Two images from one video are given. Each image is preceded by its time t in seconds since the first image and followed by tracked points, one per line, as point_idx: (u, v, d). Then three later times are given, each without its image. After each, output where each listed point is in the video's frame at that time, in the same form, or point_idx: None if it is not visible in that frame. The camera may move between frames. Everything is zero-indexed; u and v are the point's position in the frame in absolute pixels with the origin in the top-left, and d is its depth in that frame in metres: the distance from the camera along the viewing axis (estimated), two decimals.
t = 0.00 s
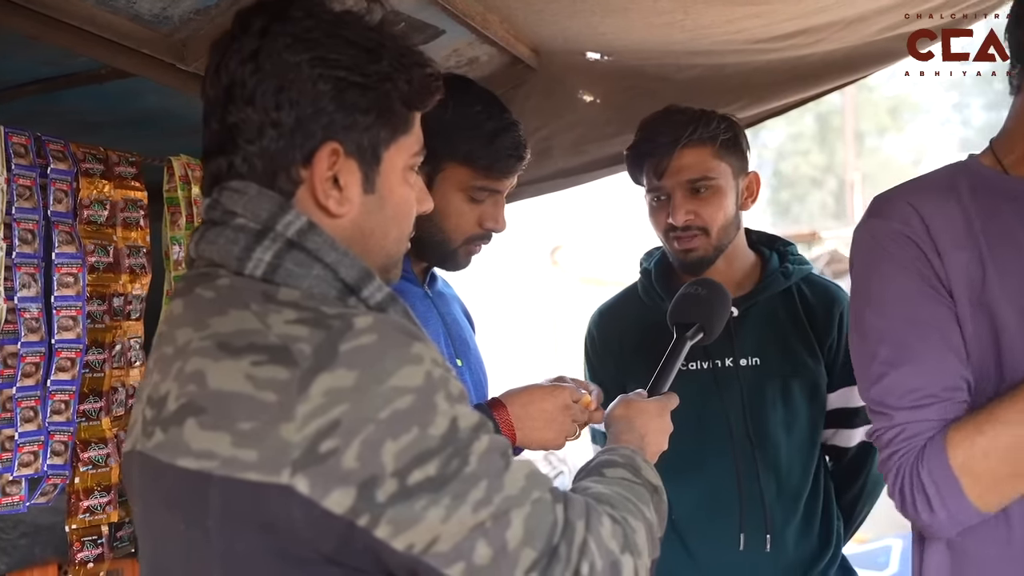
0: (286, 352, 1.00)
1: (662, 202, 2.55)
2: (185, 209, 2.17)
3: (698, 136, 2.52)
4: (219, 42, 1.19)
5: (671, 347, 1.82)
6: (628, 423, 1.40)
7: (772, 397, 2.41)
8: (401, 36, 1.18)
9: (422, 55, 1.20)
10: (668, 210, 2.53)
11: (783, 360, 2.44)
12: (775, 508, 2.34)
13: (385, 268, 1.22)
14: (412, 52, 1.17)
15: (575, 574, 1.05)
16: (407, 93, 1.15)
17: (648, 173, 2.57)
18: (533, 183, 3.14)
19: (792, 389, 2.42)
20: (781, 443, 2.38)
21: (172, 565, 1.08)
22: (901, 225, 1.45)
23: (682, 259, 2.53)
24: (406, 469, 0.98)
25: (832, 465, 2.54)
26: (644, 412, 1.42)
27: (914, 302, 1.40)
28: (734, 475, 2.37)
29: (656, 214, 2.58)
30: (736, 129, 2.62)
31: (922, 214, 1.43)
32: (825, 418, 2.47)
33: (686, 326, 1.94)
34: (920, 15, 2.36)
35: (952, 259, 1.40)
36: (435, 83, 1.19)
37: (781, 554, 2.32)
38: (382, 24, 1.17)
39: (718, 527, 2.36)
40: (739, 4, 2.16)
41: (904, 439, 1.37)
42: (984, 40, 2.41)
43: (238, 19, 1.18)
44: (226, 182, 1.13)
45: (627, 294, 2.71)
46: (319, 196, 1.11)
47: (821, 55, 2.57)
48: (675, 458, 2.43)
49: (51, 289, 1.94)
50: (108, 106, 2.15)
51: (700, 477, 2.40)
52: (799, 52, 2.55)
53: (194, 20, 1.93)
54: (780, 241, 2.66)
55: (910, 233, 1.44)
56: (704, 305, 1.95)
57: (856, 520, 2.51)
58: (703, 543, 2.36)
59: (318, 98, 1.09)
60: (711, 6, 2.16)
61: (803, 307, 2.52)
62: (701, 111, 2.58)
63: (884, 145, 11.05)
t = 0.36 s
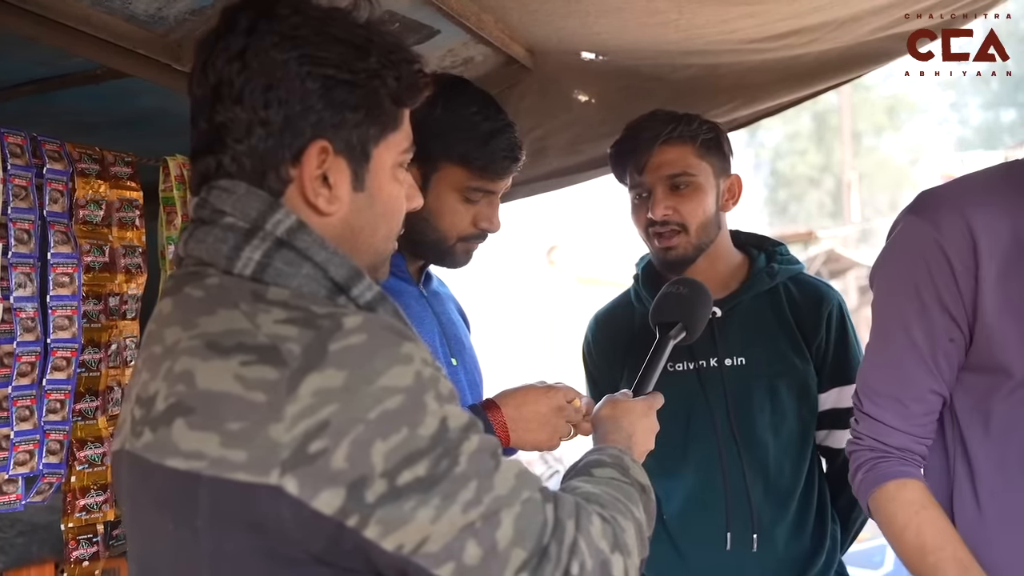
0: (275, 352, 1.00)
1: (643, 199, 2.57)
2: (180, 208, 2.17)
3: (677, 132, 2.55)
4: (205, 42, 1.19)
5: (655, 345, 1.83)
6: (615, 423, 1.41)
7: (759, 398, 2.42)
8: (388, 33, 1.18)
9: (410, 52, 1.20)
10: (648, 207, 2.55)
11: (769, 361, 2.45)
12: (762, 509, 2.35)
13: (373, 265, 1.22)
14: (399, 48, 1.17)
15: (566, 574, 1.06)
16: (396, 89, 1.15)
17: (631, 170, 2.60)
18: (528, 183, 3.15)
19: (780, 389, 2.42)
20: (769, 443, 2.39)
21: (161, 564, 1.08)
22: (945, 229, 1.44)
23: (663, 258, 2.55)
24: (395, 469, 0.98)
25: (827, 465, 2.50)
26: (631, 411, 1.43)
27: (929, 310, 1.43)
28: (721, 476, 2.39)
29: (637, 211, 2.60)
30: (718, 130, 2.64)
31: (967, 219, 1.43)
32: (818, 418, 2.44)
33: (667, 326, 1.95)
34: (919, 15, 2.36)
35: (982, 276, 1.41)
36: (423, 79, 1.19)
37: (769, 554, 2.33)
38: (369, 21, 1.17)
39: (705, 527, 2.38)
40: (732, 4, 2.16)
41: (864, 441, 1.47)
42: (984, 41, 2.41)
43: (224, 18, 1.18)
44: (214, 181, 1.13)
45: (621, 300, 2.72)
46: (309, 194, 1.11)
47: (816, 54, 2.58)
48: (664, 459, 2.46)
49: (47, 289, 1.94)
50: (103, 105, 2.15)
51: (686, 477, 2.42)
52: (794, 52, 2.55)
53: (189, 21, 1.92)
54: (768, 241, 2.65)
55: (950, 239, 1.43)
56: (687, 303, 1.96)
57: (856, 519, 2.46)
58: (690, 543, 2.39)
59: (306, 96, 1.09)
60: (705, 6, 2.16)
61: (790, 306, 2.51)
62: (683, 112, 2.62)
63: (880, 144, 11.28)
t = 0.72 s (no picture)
0: (263, 351, 1.00)
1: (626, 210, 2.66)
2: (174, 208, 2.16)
3: (652, 144, 2.60)
4: (193, 42, 1.19)
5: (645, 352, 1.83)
6: (605, 429, 1.41)
7: (755, 402, 2.42)
8: (375, 30, 1.19)
9: (398, 48, 1.21)
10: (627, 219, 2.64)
11: (768, 367, 2.45)
12: (754, 514, 2.36)
13: (367, 264, 1.22)
14: (387, 45, 1.18)
15: None
16: (385, 87, 1.16)
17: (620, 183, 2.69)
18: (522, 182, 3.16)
19: (777, 395, 2.43)
20: (765, 448, 2.40)
21: (147, 563, 1.08)
22: (941, 225, 1.45)
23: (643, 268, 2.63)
24: (382, 471, 0.98)
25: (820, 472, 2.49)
26: (622, 417, 1.44)
27: (926, 306, 1.44)
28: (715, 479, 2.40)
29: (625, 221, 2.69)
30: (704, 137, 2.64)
31: (963, 215, 1.44)
32: (814, 424, 2.43)
33: (660, 333, 1.96)
34: (918, 15, 2.39)
35: (977, 271, 1.42)
36: (412, 75, 1.20)
37: (756, 559, 2.35)
38: (356, 19, 1.18)
39: (697, 530, 2.39)
40: (725, 4, 2.16)
41: (875, 447, 1.44)
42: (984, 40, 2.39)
43: (210, 19, 1.18)
44: (205, 181, 1.13)
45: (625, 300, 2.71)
46: (301, 194, 1.11)
47: (809, 54, 2.58)
48: (661, 460, 2.47)
49: (38, 288, 1.93)
50: (96, 104, 2.15)
51: (681, 479, 2.43)
52: (787, 52, 2.56)
53: (181, 20, 1.90)
54: (773, 244, 2.65)
55: (945, 235, 1.44)
56: (677, 312, 1.96)
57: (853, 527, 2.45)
58: (681, 545, 2.40)
59: (295, 95, 1.09)
60: (697, 6, 2.16)
61: (789, 309, 2.49)
62: (666, 118, 2.64)
63: (878, 143, 11.30)
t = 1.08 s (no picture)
0: (257, 346, 0.99)
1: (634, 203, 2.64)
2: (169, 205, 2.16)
3: (660, 136, 2.58)
4: (185, 38, 1.19)
5: (637, 343, 1.83)
6: (599, 421, 1.41)
7: (762, 396, 2.42)
8: (368, 28, 1.19)
9: (390, 46, 1.21)
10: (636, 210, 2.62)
11: (769, 362, 2.45)
12: (761, 512, 2.36)
13: (359, 262, 1.22)
14: (379, 43, 1.18)
15: (550, 569, 1.06)
16: (378, 84, 1.16)
17: (626, 175, 2.67)
18: (519, 180, 3.16)
19: (784, 391, 2.42)
20: (772, 444, 2.39)
21: (141, 561, 1.07)
22: (918, 225, 1.46)
23: (654, 260, 2.61)
24: (377, 464, 0.98)
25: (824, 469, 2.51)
26: (616, 411, 1.44)
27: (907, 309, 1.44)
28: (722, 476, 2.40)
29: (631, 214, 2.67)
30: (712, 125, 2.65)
31: (942, 216, 1.45)
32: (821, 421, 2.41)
33: (650, 325, 1.95)
34: (919, 15, 2.42)
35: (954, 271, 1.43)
36: (404, 73, 1.20)
37: (767, 556, 2.34)
38: (349, 17, 1.18)
39: (706, 528, 2.38)
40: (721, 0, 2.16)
41: (860, 458, 1.44)
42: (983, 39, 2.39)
43: (202, 15, 1.18)
44: (196, 178, 1.13)
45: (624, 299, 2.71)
46: (293, 190, 1.10)
47: (807, 51, 2.58)
48: (666, 458, 2.47)
49: (33, 286, 1.92)
50: (91, 102, 2.14)
51: (688, 477, 2.43)
52: (784, 48, 2.56)
53: (176, 17, 1.89)
54: (777, 239, 2.66)
55: (923, 235, 1.45)
56: (669, 303, 1.96)
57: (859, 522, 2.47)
58: (690, 544, 2.39)
59: (288, 91, 1.09)
60: (694, 3, 2.16)
61: (795, 300, 2.51)
62: (672, 109, 2.63)
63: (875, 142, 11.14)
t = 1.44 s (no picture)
0: (258, 345, 0.99)
1: (647, 204, 2.61)
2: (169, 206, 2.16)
3: (674, 137, 2.58)
4: (180, 41, 1.19)
5: (634, 346, 1.82)
6: (599, 421, 1.41)
7: (760, 399, 2.42)
8: (362, 28, 1.19)
9: (384, 44, 1.21)
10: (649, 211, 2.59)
11: (768, 364, 2.46)
12: (759, 516, 2.36)
13: (359, 260, 1.22)
14: (373, 41, 1.18)
15: (552, 566, 1.06)
16: (373, 82, 1.16)
17: (635, 175, 2.64)
18: (519, 180, 3.17)
19: (782, 394, 2.42)
20: (770, 447, 2.39)
21: (142, 561, 1.07)
22: (984, 178, 1.19)
23: (663, 263, 2.58)
24: (379, 461, 0.98)
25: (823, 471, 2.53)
26: (615, 411, 1.44)
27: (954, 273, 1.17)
28: (719, 480, 2.40)
29: (641, 215, 2.64)
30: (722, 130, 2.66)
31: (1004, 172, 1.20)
32: (816, 423, 2.44)
33: (647, 327, 1.96)
34: (919, 15, 2.42)
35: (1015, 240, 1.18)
36: (398, 71, 1.20)
37: (763, 561, 2.34)
38: (343, 17, 1.18)
39: (702, 533, 2.38)
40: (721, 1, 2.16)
41: (900, 438, 1.15)
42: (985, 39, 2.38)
43: (196, 18, 1.18)
44: (193, 179, 1.12)
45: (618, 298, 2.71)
46: (292, 190, 1.10)
47: (807, 51, 2.59)
48: (663, 461, 2.46)
49: (32, 287, 1.92)
50: (91, 103, 2.14)
51: (685, 480, 2.42)
52: (784, 49, 2.56)
53: (176, 18, 1.87)
54: (772, 244, 2.68)
55: (990, 192, 1.18)
56: (664, 305, 1.96)
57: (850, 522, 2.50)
58: (685, 548, 2.39)
59: (284, 92, 1.09)
60: (693, 3, 2.17)
61: (794, 311, 2.50)
62: (686, 112, 2.63)
63: (877, 142, 11.26)
